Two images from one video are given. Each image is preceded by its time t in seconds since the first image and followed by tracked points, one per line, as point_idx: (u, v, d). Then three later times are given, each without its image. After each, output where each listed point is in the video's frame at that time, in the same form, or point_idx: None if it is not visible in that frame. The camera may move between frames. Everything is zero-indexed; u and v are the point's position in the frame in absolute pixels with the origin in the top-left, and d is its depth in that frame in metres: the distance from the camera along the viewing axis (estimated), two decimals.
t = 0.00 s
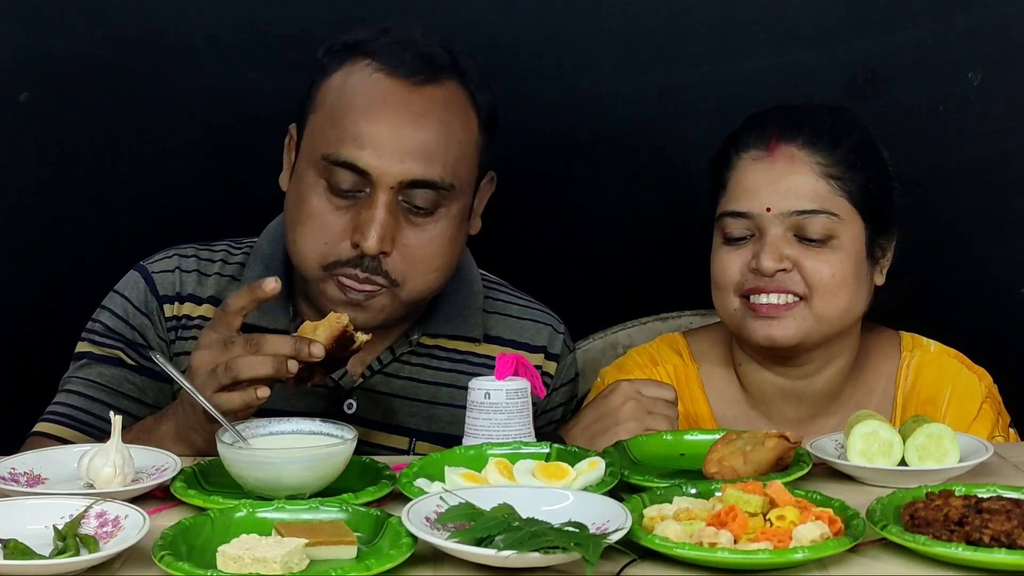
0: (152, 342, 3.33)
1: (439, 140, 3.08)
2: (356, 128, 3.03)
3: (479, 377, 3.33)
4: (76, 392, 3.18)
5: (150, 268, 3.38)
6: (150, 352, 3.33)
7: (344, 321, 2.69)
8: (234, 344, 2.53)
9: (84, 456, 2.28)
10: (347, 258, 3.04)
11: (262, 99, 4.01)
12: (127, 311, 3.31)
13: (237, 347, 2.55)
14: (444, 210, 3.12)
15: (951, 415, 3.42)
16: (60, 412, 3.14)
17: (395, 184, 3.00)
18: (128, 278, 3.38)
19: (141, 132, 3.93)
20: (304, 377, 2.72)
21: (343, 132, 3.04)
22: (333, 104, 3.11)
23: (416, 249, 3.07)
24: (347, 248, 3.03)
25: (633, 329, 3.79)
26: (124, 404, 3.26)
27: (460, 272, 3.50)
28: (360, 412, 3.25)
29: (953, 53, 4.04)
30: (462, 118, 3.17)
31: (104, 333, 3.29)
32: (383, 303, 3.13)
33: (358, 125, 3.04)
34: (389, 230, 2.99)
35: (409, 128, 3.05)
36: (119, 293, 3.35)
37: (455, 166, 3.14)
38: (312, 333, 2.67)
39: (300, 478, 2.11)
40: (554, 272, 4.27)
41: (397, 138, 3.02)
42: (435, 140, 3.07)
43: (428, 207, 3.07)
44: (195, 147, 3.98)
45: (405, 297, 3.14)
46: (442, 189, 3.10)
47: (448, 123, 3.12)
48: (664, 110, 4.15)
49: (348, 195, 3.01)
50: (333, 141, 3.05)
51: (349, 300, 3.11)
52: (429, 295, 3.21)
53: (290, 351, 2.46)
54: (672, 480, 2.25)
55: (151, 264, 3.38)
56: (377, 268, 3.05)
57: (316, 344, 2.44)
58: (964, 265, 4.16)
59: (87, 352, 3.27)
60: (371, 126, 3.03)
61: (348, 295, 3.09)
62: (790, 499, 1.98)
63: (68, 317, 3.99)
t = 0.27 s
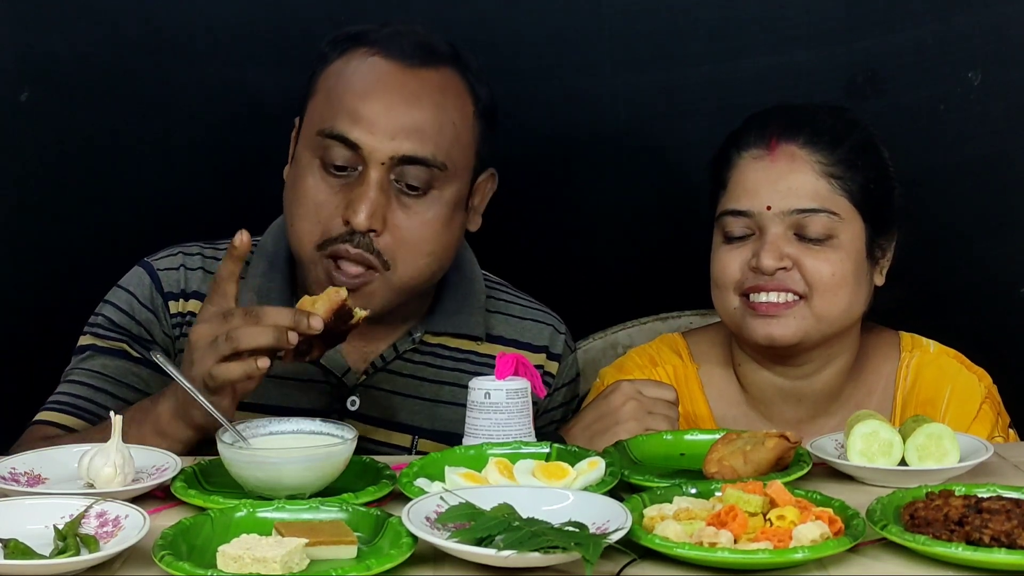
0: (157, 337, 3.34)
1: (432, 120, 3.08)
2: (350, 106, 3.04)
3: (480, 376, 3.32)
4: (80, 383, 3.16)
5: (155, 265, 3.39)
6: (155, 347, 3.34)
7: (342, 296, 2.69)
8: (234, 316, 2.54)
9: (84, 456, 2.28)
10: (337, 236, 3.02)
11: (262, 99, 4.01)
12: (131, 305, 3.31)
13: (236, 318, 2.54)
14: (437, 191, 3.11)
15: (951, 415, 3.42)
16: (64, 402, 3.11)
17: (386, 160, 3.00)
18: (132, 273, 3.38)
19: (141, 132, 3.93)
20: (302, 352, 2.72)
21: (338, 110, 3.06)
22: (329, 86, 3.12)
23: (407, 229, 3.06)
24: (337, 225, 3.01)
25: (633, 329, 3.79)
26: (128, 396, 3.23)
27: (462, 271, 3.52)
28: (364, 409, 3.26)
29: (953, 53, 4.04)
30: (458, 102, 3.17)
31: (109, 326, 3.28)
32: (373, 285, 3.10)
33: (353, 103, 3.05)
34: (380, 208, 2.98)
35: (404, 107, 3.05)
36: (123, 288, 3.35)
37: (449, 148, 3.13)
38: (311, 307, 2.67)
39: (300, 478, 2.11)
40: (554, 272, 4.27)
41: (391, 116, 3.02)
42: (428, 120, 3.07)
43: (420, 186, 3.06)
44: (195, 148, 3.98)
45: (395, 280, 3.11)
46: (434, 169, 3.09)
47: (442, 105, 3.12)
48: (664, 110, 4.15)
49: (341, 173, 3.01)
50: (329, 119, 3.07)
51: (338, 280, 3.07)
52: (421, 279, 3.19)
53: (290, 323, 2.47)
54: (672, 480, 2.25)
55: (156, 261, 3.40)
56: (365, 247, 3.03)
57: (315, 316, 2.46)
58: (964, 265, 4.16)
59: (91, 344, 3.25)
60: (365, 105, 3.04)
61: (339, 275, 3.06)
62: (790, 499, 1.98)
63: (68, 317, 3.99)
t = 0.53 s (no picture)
0: (160, 332, 3.34)
1: (440, 116, 3.09)
2: (360, 103, 3.05)
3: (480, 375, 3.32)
4: (83, 376, 3.16)
5: (159, 261, 3.40)
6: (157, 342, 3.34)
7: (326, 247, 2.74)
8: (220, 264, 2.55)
9: (85, 456, 2.28)
10: (346, 230, 3.00)
11: (262, 99, 4.02)
12: (134, 301, 3.31)
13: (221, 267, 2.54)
14: (444, 188, 3.11)
15: (951, 415, 3.41)
16: (67, 395, 3.12)
17: (395, 156, 3.00)
18: (137, 269, 3.39)
19: (141, 132, 3.93)
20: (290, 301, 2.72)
21: (347, 107, 3.06)
22: (337, 86, 3.13)
23: (416, 225, 3.05)
24: (346, 219, 3.00)
25: (633, 330, 3.79)
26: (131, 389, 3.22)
27: (466, 271, 3.54)
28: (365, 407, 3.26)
29: (953, 53, 4.04)
30: (465, 100, 3.18)
31: (111, 320, 3.28)
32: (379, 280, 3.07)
33: (360, 99, 3.06)
34: (389, 203, 2.97)
35: (412, 103, 3.05)
36: (126, 283, 3.35)
37: (456, 145, 3.14)
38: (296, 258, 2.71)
39: (300, 478, 2.11)
40: (554, 272, 4.27)
41: (400, 112, 3.02)
42: (436, 116, 3.08)
43: (429, 182, 3.06)
44: (195, 148, 3.98)
45: (402, 274, 3.09)
46: (442, 165, 3.09)
47: (450, 102, 3.13)
48: (664, 110, 4.15)
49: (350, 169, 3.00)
50: (337, 115, 3.07)
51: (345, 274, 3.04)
52: (428, 274, 3.17)
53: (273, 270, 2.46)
54: (672, 480, 2.25)
55: (161, 257, 3.41)
56: (373, 242, 3.02)
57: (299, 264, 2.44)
58: (965, 265, 4.16)
59: (93, 336, 3.24)
60: (373, 102, 3.04)
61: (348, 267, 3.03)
62: (790, 499, 1.98)
63: (68, 317, 3.99)
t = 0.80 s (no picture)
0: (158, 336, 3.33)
1: (444, 120, 3.09)
2: (365, 107, 3.04)
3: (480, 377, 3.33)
4: (81, 385, 3.15)
5: (158, 265, 3.41)
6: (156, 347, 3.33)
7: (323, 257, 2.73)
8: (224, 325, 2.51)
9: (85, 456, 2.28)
10: (350, 234, 3.01)
11: (262, 99, 4.02)
12: (134, 307, 3.31)
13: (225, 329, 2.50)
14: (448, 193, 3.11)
15: (951, 416, 3.41)
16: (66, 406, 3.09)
17: (400, 161, 2.99)
18: (136, 273, 3.39)
19: (141, 132, 3.93)
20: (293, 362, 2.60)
21: (351, 112, 3.05)
22: (341, 89, 3.12)
23: (418, 230, 3.05)
24: (350, 223, 3.00)
25: (633, 329, 3.80)
26: (130, 396, 3.22)
27: (466, 273, 3.54)
28: (365, 408, 3.23)
29: (953, 52, 4.04)
30: (468, 104, 3.18)
31: (109, 327, 3.28)
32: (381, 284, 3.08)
33: (365, 103, 3.05)
34: (393, 208, 2.98)
35: (417, 108, 3.05)
36: (125, 288, 3.35)
37: (460, 149, 3.14)
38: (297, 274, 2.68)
39: (299, 478, 2.11)
40: (555, 272, 4.28)
41: (404, 116, 3.02)
42: (441, 121, 3.08)
43: (433, 187, 3.06)
44: (195, 148, 3.98)
45: (405, 280, 3.10)
46: (447, 170, 3.09)
47: (454, 106, 3.13)
48: (664, 110, 4.15)
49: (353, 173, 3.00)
50: (341, 119, 3.06)
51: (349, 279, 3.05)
52: (430, 279, 3.18)
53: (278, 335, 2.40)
54: (672, 480, 2.25)
55: (160, 261, 3.41)
56: (378, 247, 3.03)
57: (305, 328, 2.38)
58: (964, 265, 4.16)
59: (92, 344, 3.23)
60: (378, 106, 3.04)
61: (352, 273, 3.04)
62: (790, 499, 1.98)
63: (67, 317, 3.99)
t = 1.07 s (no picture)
0: (156, 338, 3.34)
1: (439, 112, 3.09)
2: (359, 100, 3.04)
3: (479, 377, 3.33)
4: (78, 389, 3.15)
5: (156, 266, 3.40)
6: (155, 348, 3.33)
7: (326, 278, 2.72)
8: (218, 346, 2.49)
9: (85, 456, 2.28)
10: (346, 229, 3.01)
11: (262, 99, 4.02)
12: (132, 309, 3.32)
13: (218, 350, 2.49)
14: (444, 184, 3.11)
15: (951, 416, 3.41)
16: (63, 409, 3.11)
17: (395, 152, 3.00)
18: (134, 274, 3.39)
19: (141, 132, 3.93)
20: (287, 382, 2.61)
21: (346, 105, 3.06)
22: (335, 85, 3.12)
23: (414, 221, 3.05)
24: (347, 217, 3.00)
25: (633, 329, 3.79)
26: (127, 398, 3.23)
27: (462, 274, 3.53)
28: (365, 408, 3.25)
29: (953, 52, 4.04)
30: (464, 97, 3.18)
31: (107, 329, 3.29)
32: (379, 281, 3.08)
33: (360, 98, 3.05)
34: (388, 199, 2.98)
35: (411, 100, 3.05)
36: (123, 290, 3.35)
37: (455, 141, 3.14)
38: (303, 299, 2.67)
39: (299, 478, 2.11)
40: (555, 272, 4.27)
41: (398, 108, 3.02)
42: (435, 113, 3.08)
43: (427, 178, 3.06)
44: (195, 148, 3.98)
45: (403, 275, 3.09)
46: (442, 162, 3.09)
47: (450, 99, 3.13)
48: (664, 110, 4.15)
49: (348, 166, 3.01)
50: (336, 114, 3.06)
51: (347, 274, 3.05)
52: (428, 274, 3.17)
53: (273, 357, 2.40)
54: (672, 480, 2.25)
55: (158, 262, 3.40)
56: (375, 239, 3.02)
57: (297, 350, 2.36)
58: (965, 265, 4.16)
59: (90, 347, 3.24)
60: (372, 99, 3.04)
61: (349, 266, 3.03)
62: (790, 499, 1.98)
63: (67, 317, 3.98)
